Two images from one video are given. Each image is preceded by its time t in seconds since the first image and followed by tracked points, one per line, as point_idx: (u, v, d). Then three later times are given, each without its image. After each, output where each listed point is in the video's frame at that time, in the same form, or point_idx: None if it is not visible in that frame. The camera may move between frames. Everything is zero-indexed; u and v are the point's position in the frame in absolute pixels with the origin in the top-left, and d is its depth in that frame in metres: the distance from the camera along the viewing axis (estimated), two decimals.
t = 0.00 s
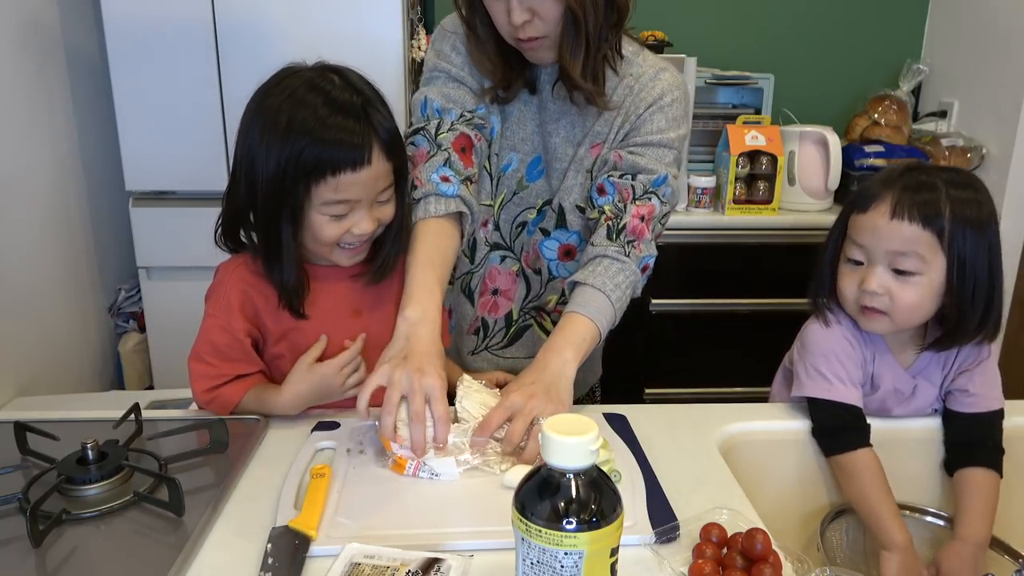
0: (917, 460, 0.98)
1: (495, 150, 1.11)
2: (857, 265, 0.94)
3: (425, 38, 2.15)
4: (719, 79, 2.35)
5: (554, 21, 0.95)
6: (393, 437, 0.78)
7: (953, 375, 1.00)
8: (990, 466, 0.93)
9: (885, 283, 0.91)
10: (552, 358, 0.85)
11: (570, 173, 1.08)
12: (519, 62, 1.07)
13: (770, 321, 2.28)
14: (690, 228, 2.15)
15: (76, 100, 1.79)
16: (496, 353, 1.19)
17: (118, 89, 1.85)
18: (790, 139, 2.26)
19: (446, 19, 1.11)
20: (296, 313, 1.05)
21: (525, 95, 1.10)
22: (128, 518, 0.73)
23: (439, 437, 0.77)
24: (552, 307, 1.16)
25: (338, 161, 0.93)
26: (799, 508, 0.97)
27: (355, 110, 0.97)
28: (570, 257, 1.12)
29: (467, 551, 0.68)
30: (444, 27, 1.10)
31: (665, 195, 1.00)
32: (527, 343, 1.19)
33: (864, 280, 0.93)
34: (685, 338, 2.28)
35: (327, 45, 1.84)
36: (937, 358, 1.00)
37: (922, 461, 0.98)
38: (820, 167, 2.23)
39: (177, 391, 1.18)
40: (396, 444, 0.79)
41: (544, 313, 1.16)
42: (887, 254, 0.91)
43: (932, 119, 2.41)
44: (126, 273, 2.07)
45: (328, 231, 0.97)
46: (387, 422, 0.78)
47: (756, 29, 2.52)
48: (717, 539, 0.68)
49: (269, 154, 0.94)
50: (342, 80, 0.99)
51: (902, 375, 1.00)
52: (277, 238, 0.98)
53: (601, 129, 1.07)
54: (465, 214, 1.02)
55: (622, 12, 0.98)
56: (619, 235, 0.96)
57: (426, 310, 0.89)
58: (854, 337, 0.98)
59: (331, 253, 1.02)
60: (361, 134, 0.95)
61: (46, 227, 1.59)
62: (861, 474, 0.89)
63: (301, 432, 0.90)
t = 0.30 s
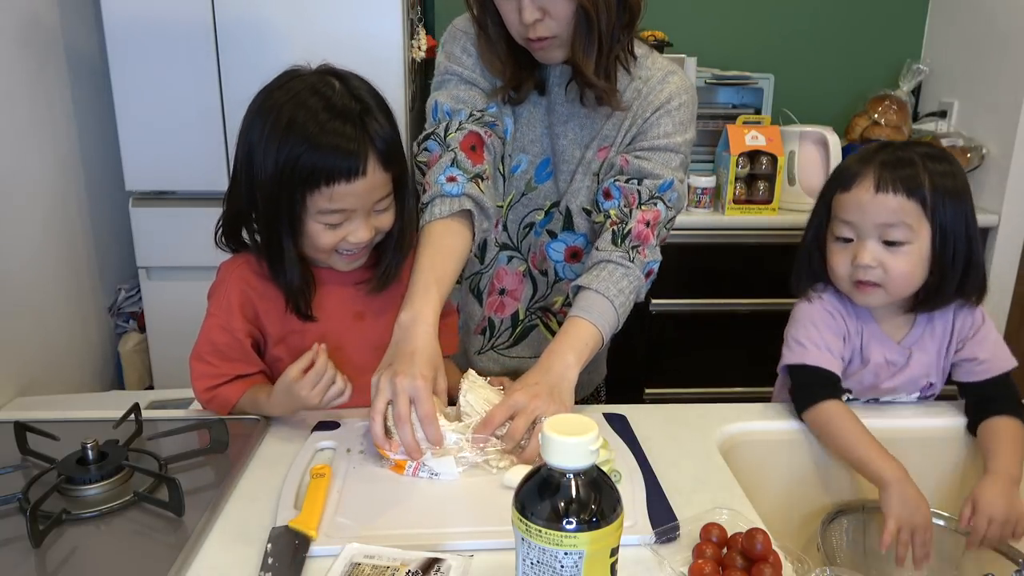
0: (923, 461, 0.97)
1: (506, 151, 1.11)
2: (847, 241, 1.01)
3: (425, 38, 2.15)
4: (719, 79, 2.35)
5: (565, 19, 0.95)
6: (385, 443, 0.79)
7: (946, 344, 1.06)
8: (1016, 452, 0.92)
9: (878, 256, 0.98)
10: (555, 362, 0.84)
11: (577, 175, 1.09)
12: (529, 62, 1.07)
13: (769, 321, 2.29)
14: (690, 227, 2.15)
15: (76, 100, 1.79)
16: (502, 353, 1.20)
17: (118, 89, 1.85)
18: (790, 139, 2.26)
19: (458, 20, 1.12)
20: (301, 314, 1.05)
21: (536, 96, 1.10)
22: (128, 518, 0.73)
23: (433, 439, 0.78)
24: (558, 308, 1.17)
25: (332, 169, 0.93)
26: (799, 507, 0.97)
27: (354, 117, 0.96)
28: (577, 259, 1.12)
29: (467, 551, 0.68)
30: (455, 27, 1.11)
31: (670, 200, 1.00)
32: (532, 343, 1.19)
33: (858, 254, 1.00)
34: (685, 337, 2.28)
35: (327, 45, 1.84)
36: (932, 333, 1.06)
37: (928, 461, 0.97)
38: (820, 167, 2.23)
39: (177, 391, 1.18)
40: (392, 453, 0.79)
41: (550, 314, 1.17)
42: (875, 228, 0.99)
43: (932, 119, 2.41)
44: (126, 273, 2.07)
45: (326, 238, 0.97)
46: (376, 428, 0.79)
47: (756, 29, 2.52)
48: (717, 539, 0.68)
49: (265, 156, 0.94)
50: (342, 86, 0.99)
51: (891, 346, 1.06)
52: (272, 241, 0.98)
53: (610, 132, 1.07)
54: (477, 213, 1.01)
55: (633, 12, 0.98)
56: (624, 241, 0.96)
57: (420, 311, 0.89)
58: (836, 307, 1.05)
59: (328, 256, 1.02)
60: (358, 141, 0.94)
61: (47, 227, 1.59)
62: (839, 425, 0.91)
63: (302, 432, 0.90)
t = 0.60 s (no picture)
0: (926, 460, 0.98)
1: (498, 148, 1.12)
2: (842, 226, 1.05)
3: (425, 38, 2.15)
4: (719, 79, 2.36)
5: (560, 16, 0.95)
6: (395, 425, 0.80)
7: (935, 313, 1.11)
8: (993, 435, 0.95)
9: (874, 242, 1.03)
10: (539, 340, 0.84)
11: (573, 174, 1.08)
12: (522, 59, 1.08)
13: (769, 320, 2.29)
14: (690, 227, 2.15)
15: (75, 100, 1.79)
16: (497, 350, 1.18)
17: (118, 89, 1.85)
18: (790, 139, 2.26)
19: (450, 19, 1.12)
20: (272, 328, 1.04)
21: (529, 93, 1.10)
22: (128, 518, 0.73)
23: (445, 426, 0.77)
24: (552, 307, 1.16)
25: (315, 184, 0.91)
26: (799, 508, 0.97)
27: (340, 126, 0.94)
28: (572, 258, 1.12)
29: (467, 551, 0.68)
30: (449, 23, 1.10)
31: (672, 197, 1.00)
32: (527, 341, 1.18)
33: (852, 241, 1.04)
34: (685, 337, 2.28)
35: (326, 46, 1.84)
36: (922, 305, 1.10)
37: (929, 460, 0.98)
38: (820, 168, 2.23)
39: (177, 391, 1.18)
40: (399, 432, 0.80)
41: (545, 312, 1.16)
42: (872, 214, 1.03)
43: (932, 119, 2.41)
44: (126, 273, 2.07)
45: (314, 247, 0.96)
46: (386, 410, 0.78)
47: (756, 29, 2.52)
48: (717, 539, 0.68)
49: (250, 158, 0.93)
50: (332, 94, 0.96)
51: (882, 319, 1.10)
52: (258, 246, 0.97)
53: (605, 130, 1.07)
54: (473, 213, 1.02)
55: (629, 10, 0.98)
56: (626, 235, 0.96)
57: (439, 310, 0.90)
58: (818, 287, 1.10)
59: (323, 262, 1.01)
60: (344, 150, 0.92)
61: (47, 226, 1.59)
62: (792, 391, 0.98)
63: (301, 432, 0.90)
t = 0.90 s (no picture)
0: (924, 458, 0.98)
1: (487, 148, 1.11)
2: (849, 225, 1.05)
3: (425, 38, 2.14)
4: (719, 79, 2.35)
5: (544, 14, 0.95)
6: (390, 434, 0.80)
7: (933, 322, 1.10)
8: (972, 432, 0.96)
9: (878, 241, 1.03)
10: (546, 356, 0.85)
11: (562, 173, 1.08)
12: (505, 58, 1.08)
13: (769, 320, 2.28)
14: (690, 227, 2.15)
15: (75, 99, 1.79)
16: (490, 352, 1.19)
17: (118, 89, 1.85)
18: (790, 139, 2.26)
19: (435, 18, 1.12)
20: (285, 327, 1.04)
21: (513, 91, 1.10)
22: (128, 518, 0.73)
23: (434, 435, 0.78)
24: (546, 306, 1.16)
25: (313, 189, 0.91)
26: (799, 507, 0.97)
27: (337, 131, 0.93)
28: (563, 257, 1.12)
29: (467, 551, 0.68)
30: (432, 24, 1.11)
31: (661, 193, 1.00)
32: (520, 340, 1.18)
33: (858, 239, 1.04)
34: (685, 337, 2.28)
35: (327, 46, 1.84)
36: (921, 312, 1.10)
37: (927, 459, 0.98)
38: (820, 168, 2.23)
39: (177, 391, 1.18)
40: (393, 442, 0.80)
41: (537, 312, 1.17)
42: (878, 212, 1.02)
43: (932, 119, 2.41)
44: (126, 273, 2.07)
45: (313, 252, 0.96)
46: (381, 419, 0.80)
47: (756, 29, 2.52)
48: (717, 539, 0.68)
49: (250, 160, 0.93)
50: (331, 98, 0.96)
51: (879, 326, 1.10)
52: (259, 251, 0.97)
53: (591, 128, 1.07)
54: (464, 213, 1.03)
55: (611, 7, 0.99)
56: (618, 236, 0.96)
57: (428, 316, 0.91)
58: (818, 290, 1.10)
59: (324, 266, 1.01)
60: (341, 155, 0.92)
61: (46, 226, 1.59)
62: (784, 391, 0.98)
63: (301, 433, 0.90)
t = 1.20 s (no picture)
0: (922, 458, 0.98)
1: (484, 147, 1.11)
2: (859, 245, 1.04)
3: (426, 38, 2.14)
4: (719, 79, 2.35)
5: (540, 14, 0.95)
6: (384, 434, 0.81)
7: (935, 326, 1.10)
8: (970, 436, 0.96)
9: (889, 260, 1.02)
10: (556, 369, 0.85)
11: (562, 175, 1.08)
12: (502, 58, 1.07)
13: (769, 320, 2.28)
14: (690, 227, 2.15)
15: (75, 99, 1.79)
16: (486, 351, 1.19)
17: (118, 89, 1.85)
18: (790, 139, 2.26)
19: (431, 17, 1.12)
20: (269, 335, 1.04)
21: (509, 91, 1.10)
22: (128, 518, 0.73)
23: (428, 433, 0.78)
24: (541, 307, 1.16)
25: (305, 192, 0.91)
26: (799, 507, 0.97)
27: (330, 133, 0.93)
28: (562, 260, 1.12)
29: (467, 551, 0.68)
30: (427, 22, 1.10)
31: (661, 198, 1.00)
32: (516, 339, 1.18)
33: (869, 258, 1.03)
34: (685, 337, 2.28)
35: (327, 46, 1.84)
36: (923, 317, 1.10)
37: (925, 458, 0.98)
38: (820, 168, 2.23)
39: (177, 391, 1.18)
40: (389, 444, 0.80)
41: (533, 312, 1.16)
42: (890, 233, 1.02)
43: (932, 119, 2.41)
44: (126, 274, 2.07)
45: (307, 256, 0.96)
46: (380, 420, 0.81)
47: (756, 29, 2.52)
48: (717, 539, 0.68)
49: (242, 163, 0.93)
50: (322, 100, 0.95)
51: (878, 330, 1.10)
52: (251, 255, 0.97)
53: (590, 131, 1.07)
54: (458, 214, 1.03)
55: (608, 7, 0.99)
56: (621, 244, 0.96)
57: (415, 318, 0.92)
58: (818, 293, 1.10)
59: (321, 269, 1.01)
60: (333, 159, 0.92)
61: (46, 226, 1.59)
62: (785, 394, 0.98)
63: (301, 433, 0.90)
